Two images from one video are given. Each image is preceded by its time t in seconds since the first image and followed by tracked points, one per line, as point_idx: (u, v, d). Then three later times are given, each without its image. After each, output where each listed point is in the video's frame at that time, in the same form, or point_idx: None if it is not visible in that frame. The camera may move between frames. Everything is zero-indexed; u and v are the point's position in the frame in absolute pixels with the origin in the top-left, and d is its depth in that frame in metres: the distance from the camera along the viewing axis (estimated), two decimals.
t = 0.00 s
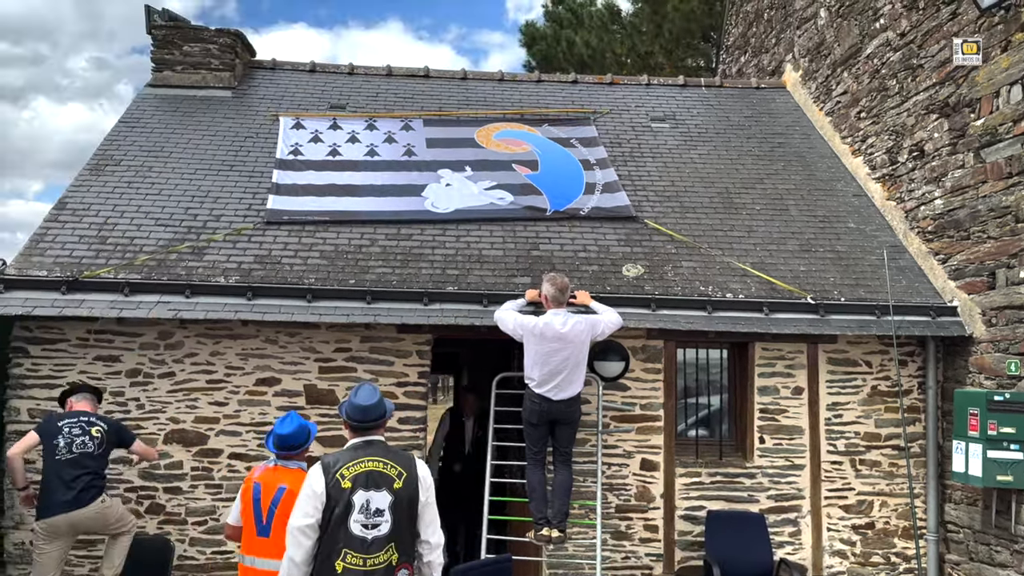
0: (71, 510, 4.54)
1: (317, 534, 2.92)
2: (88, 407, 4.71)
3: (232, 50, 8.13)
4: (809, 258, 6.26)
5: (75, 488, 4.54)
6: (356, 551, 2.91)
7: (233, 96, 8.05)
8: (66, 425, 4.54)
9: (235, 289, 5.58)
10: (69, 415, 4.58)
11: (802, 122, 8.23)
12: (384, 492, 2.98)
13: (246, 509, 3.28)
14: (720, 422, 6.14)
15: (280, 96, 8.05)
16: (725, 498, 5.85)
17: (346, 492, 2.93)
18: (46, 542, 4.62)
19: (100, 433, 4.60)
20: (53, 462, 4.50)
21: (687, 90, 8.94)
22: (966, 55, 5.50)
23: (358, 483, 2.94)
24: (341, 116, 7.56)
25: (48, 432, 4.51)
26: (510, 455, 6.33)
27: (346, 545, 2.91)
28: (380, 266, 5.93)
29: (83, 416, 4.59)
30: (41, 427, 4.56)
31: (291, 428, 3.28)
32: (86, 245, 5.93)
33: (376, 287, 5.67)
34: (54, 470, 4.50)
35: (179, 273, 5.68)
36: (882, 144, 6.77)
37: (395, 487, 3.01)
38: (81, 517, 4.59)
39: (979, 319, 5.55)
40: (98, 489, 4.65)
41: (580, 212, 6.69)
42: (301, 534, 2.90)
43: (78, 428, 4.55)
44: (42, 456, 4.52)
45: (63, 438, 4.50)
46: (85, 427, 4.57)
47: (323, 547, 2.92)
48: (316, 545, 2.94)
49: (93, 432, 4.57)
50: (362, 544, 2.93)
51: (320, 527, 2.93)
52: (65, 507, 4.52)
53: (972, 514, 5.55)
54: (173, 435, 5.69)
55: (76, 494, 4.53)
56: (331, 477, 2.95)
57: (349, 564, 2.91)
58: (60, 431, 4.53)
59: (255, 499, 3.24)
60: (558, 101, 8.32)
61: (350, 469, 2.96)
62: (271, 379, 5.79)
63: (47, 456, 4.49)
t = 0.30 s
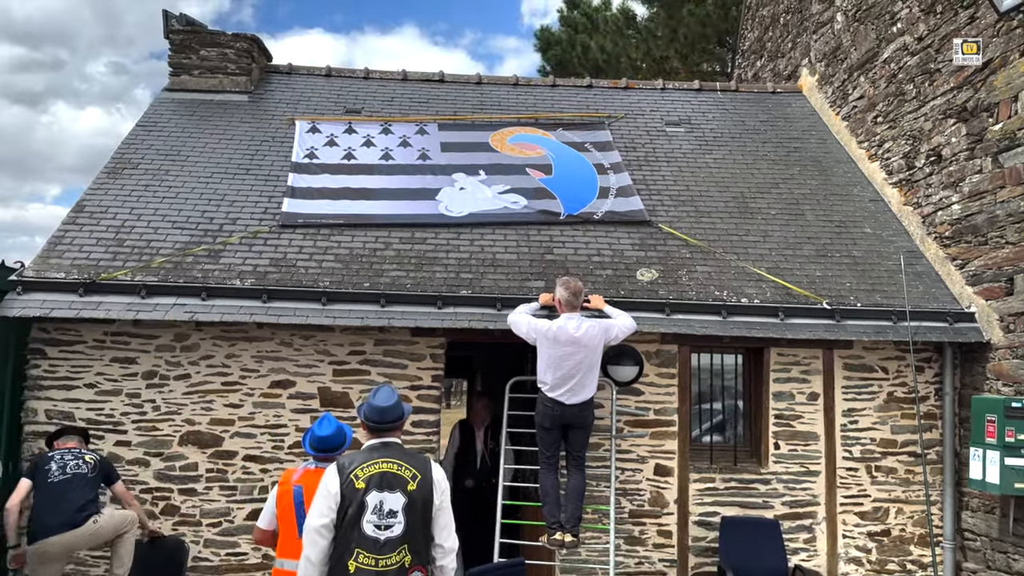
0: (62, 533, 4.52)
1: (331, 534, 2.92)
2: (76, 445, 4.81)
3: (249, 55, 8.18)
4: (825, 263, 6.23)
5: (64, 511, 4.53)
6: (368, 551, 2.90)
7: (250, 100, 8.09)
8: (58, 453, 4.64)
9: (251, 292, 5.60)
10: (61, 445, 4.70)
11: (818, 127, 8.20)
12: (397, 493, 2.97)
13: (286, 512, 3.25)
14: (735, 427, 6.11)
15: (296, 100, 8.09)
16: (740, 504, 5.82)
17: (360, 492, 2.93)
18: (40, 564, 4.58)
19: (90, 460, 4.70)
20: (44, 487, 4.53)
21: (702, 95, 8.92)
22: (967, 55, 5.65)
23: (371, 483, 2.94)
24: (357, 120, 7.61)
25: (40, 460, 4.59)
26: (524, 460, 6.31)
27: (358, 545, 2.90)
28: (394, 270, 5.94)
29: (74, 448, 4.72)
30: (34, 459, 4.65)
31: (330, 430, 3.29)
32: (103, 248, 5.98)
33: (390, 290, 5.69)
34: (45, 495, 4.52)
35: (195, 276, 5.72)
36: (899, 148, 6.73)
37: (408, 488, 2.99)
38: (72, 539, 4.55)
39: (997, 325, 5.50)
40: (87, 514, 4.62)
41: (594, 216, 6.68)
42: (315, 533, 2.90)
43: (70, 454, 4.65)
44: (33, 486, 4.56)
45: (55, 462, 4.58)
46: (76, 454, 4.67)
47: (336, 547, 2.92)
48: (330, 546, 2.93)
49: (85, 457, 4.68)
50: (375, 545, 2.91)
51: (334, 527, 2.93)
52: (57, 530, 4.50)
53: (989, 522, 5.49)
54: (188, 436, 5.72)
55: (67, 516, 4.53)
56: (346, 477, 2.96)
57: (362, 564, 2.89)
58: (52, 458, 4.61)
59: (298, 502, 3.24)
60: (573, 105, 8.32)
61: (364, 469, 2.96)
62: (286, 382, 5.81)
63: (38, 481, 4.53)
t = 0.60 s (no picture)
0: (54, 525, 4.53)
1: (346, 531, 2.93)
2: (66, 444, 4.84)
3: (261, 55, 8.22)
4: (837, 265, 6.21)
5: (54, 504, 4.53)
6: (382, 548, 2.91)
7: (262, 100, 8.13)
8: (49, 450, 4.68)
9: (262, 291, 5.62)
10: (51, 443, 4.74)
11: (830, 128, 8.18)
12: (411, 492, 2.97)
13: (300, 512, 3.25)
14: (746, 429, 6.10)
15: (308, 100, 8.11)
16: (750, 506, 5.80)
17: (375, 490, 2.94)
18: (41, 560, 4.58)
19: (81, 454, 4.72)
20: (34, 483, 4.54)
21: (714, 96, 8.91)
22: (967, 55, 5.79)
23: (386, 481, 2.95)
24: (368, 120, 7.63)
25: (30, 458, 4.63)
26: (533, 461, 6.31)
27: (372, 543, 2.91)
28: (405, 269, 5.95)
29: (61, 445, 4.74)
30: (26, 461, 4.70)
31: (342, 428, 3.29)
32: (116, 246, 6.01)
33: (401, 290, 5.70)
34: (36, 491, 4.53)
35: (207, 275, 5.74)
36: (912, 150, 6.70)
37: (423, 487, 3.00)
38: (66, 530, 4.55)
39: (1010, 327, 5.47)
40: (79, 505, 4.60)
41: (604, 216, 6.68)
42: (331, 530, 2.91)
43: (60, 450, 4.68)
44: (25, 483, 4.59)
45: (44, 459, 4.60)
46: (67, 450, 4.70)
47: (351, 544, 2.93)
48: (345, 543, 2.94)
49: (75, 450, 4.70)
50: (389, 542, 2.92)
51: (349, 524, 2.94)
52: (51, 522, 4.51)
53: (1001, 526, 5.46)
54: (199, 435, 5.74)
55: (59, 508, 4.53)
56: (361, 476, 2.97)
57: (376, 561, 2.90)
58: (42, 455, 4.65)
59: (312, 502, 3.24)
60: (583, 106, 8.32)
61: (379, 468, 2.97)
62: (296, 381, 5.82)
63: (29, 478, 4.55)
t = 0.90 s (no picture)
0: (55, 518, 4.51)
1: (359, 524, 2.94)
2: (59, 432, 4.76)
3: (268, 51, 8.24)
4: (843, 263, 6.20)
5: (51, 497, 4.50)
6: (395, 541, 2.91)
7: (269, 96, 8.14)
8: (42, 441, 4.63)
9: (269, 287, 5.63)
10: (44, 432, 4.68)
11: (838, 126, 8.16)
12: (424, 486, 2.98)
13: (304, 507, 3.26)
14: (751, 427, 6.09)
15: (315, 96, 8.12)
16: (755, 503, 5.80)
17: (387, 485, 2.95)
18: (42, 551, 4.58)
19: (73, 442, 4.65)
20: (31, 476, 4.51)
21: (721, 93, 8.90)
22: (967, 54, 5.90)
23: (398, 475, 2.96)
24: (375, 117, 7.65)
25: (24, 451, 4.58)
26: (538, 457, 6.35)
27: (385, 536, 2.92)
28: (411, 266, 5.95)
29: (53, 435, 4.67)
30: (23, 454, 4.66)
31: (345, 421, 3.31)
32: (123, 241, 6.03)
33: (407, 286, 5.70)
34: (33, 484, 4.50)
35: (214, 270, 5.75)
36: (920, 148, 6.68)
37: (435, 482, 3.00)
38: (67, 522, 4.53)
39: (1017, 326, 5.45)
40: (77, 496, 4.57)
41: (610, 214, 6.68)
42: (345, 524, 2.93)
43: (52, 440, 4.62)
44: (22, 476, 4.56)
45: (38, 451, 4.56)
46: (60, 439, 4.64)
47: (364, 538, 2.95)
48: (359, 536, 2.96)
49: (67, 439, 4.64)
50: (402, 536, 2.92)
51: (362, 518, 2.95)
52: (51, 515, 4.49)
53: (1006, 525, 5.45)
54: (205, 429, 5.76)
55: (58, 499, 4.50)
56: (374, 471, 2.98)
57: (388, 554, 2.90)
58: (36, 446, 4.60)
59: (315, 497, 3.25)
60: (590, 103, 8.32)
61: (392, 462, 2.99)
62: (302, 376, 5.84)
63: (25, 471, 4.52)
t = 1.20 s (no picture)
0: (66, 508, 4.54)
1: (367, 517, 2.94)
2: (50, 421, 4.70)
3: (272, 45, 8.23)
4: (847, 259, 6.19)
5: (59, 489, 4.52)
6: (403, 534, 2.92)
7: (272, 90, 8.13)
8: (38, 433, 4.59)
9: (271, 281, 5.63)
10: (37, 425, 4.64)
11: (842, 122, 8.14)
12: (431, 480, 2.99)
13: (307, 501, 3.26)
14: (754, 424, 6.09)
15: (318, 91, 8.12)
16: (757, 500, 5.80)
17: (395, 478, 2.95)
18: (45, 543, 4.56)
19: (73, 432, 4.68)
20: (34, 469, 4.49)
21: (725, 89, 8.88)
22: (967, 55, 5.98)
23: (406, 469, 2.96)
24: (378, 111, 7.65)
25: (21, 444, 4.53)
26: (540, 453, 6.36)
27: (392, 528, 2.92)
28: (414, 261, 5.94)
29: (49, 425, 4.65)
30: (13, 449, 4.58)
31: (349, 415, 3.29)
32: (126, 234, 6.04)
33: (410, 281, 5.70)
34: (39, 476, 4.49)
35: (217, 264, 5.76)
36: (925, 145, 6.66)
37: (442, 476, 3.02)
38: (77, 513, 4.58)
39: (1021, 323, 5.44)
40: (84, 486, 4.63)
41: (613, 209, 6.67)
42: (353, 517, 2.92)
43: (51, 430, 4.62)
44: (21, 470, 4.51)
45: (39, 443, 4.54)
46: (58, 430, 4.64)
47: (372, 530, 2.95)
48: (366, 529, 2.95)
49: (67, 430, 4.65)
50: (409, 529, 2.93)
51: (370, 511, 2.95)
52: (61, 506, 4.52)
53: (1009, 523, 5.44)
54: (208, 423, 5.77)
55: (68, 490, 4.53)
56: (382, 464, 2.98)
57: (395, 547, 2.92)
58: (34, 439, 4.56)
59: (318, 491, 3.25)
60: (594, 98, 8.31)
61: (399, 456, 2.99)
62: (305, 370, 5.84)
63: (27, 465, 4.49)
